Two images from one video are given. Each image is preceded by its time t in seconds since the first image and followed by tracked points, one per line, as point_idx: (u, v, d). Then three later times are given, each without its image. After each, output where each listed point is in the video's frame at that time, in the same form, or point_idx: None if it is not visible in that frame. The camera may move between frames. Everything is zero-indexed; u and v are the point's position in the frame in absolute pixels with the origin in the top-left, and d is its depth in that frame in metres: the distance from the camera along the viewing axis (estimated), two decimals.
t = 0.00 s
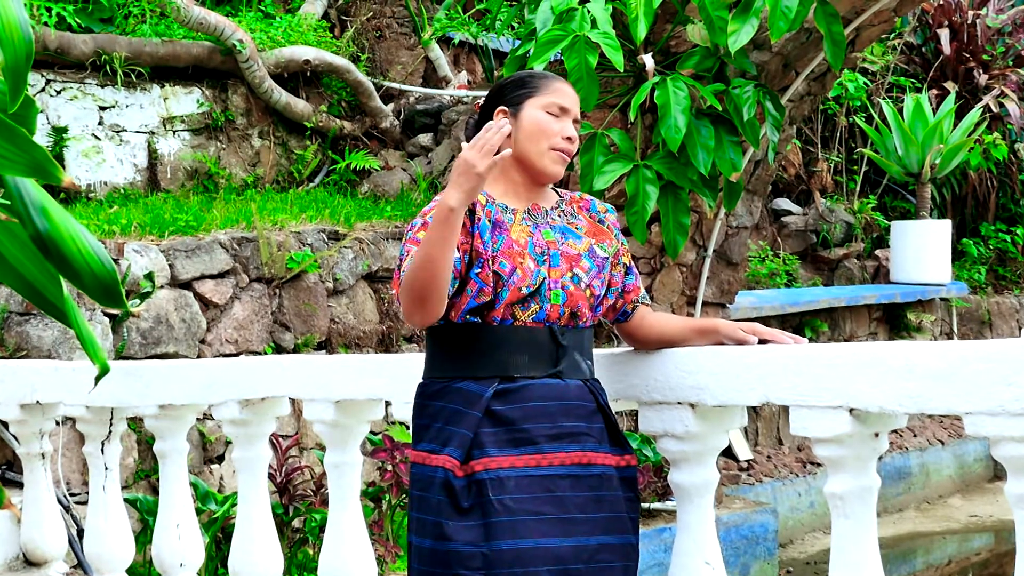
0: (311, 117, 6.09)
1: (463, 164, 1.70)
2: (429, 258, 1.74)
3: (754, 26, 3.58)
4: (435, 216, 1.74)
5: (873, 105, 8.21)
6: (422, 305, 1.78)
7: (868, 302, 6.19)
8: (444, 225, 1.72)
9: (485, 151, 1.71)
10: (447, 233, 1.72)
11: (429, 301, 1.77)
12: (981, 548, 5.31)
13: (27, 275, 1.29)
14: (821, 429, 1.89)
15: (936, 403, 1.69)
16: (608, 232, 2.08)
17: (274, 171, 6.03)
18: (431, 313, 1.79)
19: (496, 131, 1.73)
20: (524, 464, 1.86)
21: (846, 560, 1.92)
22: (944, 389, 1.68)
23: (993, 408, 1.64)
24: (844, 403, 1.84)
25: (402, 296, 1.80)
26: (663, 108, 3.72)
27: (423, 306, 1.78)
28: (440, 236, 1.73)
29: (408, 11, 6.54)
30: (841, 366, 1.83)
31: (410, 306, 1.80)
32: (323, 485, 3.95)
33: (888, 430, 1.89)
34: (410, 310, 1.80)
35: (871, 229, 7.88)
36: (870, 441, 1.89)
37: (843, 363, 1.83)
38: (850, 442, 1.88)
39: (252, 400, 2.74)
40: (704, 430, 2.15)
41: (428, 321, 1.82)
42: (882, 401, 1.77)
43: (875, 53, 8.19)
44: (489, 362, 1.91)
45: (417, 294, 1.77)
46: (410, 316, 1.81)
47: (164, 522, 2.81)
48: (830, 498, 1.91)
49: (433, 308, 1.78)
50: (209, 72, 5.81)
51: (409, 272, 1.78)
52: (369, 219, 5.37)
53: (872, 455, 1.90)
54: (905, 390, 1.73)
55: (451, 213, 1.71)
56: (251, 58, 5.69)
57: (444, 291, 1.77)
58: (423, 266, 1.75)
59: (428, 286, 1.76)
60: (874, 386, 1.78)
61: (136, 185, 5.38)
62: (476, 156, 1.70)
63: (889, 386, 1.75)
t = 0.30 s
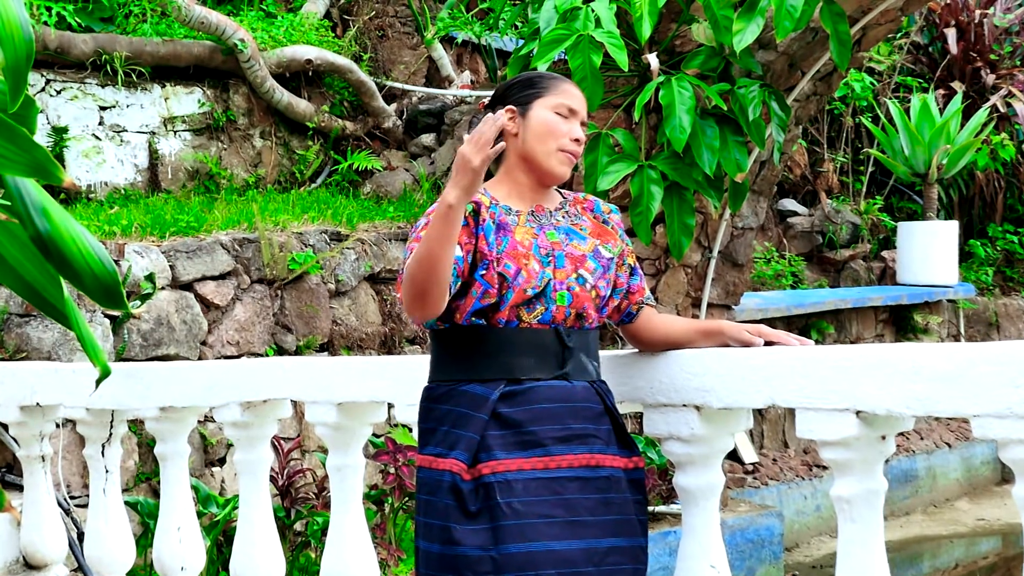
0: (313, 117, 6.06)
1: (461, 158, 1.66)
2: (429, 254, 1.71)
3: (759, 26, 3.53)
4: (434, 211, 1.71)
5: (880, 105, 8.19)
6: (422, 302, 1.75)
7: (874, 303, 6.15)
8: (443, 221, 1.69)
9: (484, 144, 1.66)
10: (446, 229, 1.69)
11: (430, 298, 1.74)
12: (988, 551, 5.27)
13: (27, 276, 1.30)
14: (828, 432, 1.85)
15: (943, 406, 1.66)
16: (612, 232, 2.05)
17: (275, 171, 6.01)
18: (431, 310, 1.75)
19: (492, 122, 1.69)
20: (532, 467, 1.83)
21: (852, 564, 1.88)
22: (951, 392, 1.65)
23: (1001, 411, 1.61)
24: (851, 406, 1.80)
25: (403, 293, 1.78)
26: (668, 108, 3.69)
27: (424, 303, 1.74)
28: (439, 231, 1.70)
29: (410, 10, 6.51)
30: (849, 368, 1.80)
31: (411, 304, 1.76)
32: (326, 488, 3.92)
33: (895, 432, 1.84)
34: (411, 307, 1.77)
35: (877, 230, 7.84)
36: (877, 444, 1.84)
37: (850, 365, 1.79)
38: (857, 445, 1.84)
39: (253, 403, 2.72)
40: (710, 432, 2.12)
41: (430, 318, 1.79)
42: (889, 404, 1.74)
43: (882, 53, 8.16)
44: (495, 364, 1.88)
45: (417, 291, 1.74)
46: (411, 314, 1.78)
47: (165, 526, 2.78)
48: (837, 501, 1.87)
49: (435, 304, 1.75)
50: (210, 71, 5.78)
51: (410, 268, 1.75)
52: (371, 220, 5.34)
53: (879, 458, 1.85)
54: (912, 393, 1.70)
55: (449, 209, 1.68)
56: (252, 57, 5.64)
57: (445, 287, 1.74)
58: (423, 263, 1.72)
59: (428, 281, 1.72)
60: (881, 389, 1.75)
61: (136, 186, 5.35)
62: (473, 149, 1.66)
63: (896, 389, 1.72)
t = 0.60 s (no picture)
0: (313, 115, 6.00)
1: (463, 138, 1.62)
2: (432, 236, 1.65)
3: (766, 22, 3.47)
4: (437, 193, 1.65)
5: (888, 103, 8.12)
6: (425, 289, 1.69)
7: (882, 303, 6.09)
8: (445, 201, 1.63)
9: (486, 122, 1.62)
10: (449, 210, 1.64)
11: (433, 282, 1.67)
12: (998, 556, 5.22)
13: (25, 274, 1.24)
14: (834, 434, 1.83)
15: (951, 407, 1.65)
16: (619, 231, 1.99)
17: (274, 170, 5.96)
18: (435, 296, 1.69)
19: (494, 102, 1.65)
20: (539, 470, 1.77)
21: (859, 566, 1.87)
22: (960, 393, 1.64)
23: (1011, 412, 1.60)
24: (859, 407, 1.78)
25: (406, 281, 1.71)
26: (673, 106, 3.62)
27: (427, 288, 1.68)
28: (441, 214, 1.64)
29: (412, 6, 6.44)
30: (856, 369, 1.77)
31: (414, 291, 1.70)
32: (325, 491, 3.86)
33: (903, 434, 1.83)
34: (414, 295, 1.71)
35: (885, 229, 7.77)
36: (885, 446, 1.82)
37: (858, 366, 1.77)
38: (865, 447, 1.82)
39: (252, 404, 2.67)
40: (715, 435, 2.06)
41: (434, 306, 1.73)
42: (897, 405, 1.72)
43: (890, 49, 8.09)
44: (501, 365, 1.82)
45: (420, 277, 1.68)
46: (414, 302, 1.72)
47: (163, 529, 2.72)
48: (844, 505, 1.86)
49: (438, 290, 1.68)
50: (208, 69, 5.72)
51: (412, 254, 1.69)
52: (372, 219, 5.28)
53: (887, 460, 1.84)
54: (921, 394, 1.68)
55: (451, 189, 1.62)
56: (251, 54, 5.59)
57: (449, 272, 1.68)
58: (426, 246, 1.66)
59: (431, 267, 1.67)
60: (889, 390, 1.73)
61: (133, 185, 5.30)
62: (475, 128, 1.62)
63: (904, 390, 1.71)
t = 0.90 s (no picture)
0: (309, 112, 5.94)
1: (469, 139, 1.56)
2: (435, 239, 1.59)
3: (768, 18, 3.40)
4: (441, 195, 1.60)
5: (892, 100, 8.07)
6: (427, 293, 1.63)
7: (885, 303, 6.04)
8: (450, 203, 1.58)
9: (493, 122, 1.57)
10: (453, 213, 1.58)
11: (435, 286, 1.62)
12: (1004, 559, 5.18)
13: (7, 272, 1.15)
14: (838, 436, 1.78)
15: (957, 409, 1.61)
16: (621, 230, 1.94)
17: (270, 168, 5.90)
18: (437, 300, 1.63)
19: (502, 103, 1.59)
20: (542, 472, 1.72)
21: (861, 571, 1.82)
22: (965, 394, 1.60)
23: (1016, 414, 1.56)
24: (863, 409, 1.73)
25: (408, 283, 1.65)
26: (674, 103, 3.57)
27: (429, 291, 1.62)
28: (445, 218, 1.59)
29: (410, 2, 6.38)
30: (860, 370, 1.72)
31: (416, 294, 1.64)
32: (322, 493, 3.80)
33: (908, 436, 1.77)
34: (415, 298, 1.65)
35: (889, 228, 7.71)
36: (889, 448, 1.76)
37: (862, 366, 1.72)
38: (868, 449, 1.77)
39: (248, 406, 2.62)
40: (717, 437, 2.01)
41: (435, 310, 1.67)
42: (901, 406, 1.68)
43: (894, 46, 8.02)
44: (503, 366, 1.77)
45: (423, 279, 1.62)
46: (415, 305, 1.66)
47: (157, 533, 2.66)
48: (846, 507, 1.81)
49: (441, 294, 1.63)
50: (202, 66, 5.66)
51: (414, 256, 1.63)
52: (369, 218, 5.22)
53: (891, 462, 1.78)
54: (926, 395, 1.64)
55: (457, 190, 1.57)
56: (246, 51, 5.53)
57: (452, 275, 1.62)
58: (429, 248, 1.60)
59: (434, 271, 1.61)
60: (892, 391, 1.69)
61: (126, 184, 5.25)
62: (482, 130, 1.56)
63: (908, 392, 1.66)
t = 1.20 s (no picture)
0: (306, 111, 5.91)
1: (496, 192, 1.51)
2: (443, 279, 1.58)
3: (768, 16, 3.36)
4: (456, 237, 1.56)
5: (893, 98, 8.03)
6: (424, 320, 1.63)
7: (887, 303, 6.01)
8: (465, 252, 1.55)
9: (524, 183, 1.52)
10: (466, 261, 1.56)
11: (434, 318, 1.62)
12: (1007, 561, 5.15)
13: None
14: (838, 437, 1.75)
15: (958, 410, 1.58)
16: (620, 229, 1.91)
17: (266, 168, 5.86)
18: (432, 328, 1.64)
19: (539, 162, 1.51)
20: (542, 474, 1.69)
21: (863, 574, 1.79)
22: (966, 395, 1.57)
23: (1018, 415, 1.53)
24: (863, 410, 1.70)
25: (405, 304, 1.64)
26: (673, 102, 3.53)
27: (428, 322, 1.63)
28: (457, 263, 1.56)
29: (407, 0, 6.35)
30: (861, 370, 1.69)
31: (413, 319, 1.64)
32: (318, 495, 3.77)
33: (909, 437, 1.75)
34: (411, 322, 1.64)
35: (890, 227, 7.68)
36: (889, 449, 1.74)
37: (863, 367, 1.69)
38: (869, 450, 1.74)
39: (243, 408, 2.58)
40: (716, 438, 1.98)
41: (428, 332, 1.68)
42: (902, 407, 1.65)
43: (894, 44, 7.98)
44: (502, 368, 1.74)
45: (424, 310, 1.61)
46: (409, 328, 1.66)
47: (153, 536, 2.62)
48: (847, 509, 1.78)
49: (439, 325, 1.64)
50: (198, 64, 5.63)
51: (417, 284, 1.61)
52: (366, 218, 5.18)
53: (892, 464, 1.76)
54: (926, 396, 1.61)
55: (474, 243, 1.54)
56: (242, 50, 5.50)
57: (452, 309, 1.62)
58: (435, 286, 1.59)
59: (435, 306, 1.60)
60: (893, 391, 1.66)
61: (121, 183, 5.23)
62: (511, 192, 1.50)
63: (909, 392, 1.63)
